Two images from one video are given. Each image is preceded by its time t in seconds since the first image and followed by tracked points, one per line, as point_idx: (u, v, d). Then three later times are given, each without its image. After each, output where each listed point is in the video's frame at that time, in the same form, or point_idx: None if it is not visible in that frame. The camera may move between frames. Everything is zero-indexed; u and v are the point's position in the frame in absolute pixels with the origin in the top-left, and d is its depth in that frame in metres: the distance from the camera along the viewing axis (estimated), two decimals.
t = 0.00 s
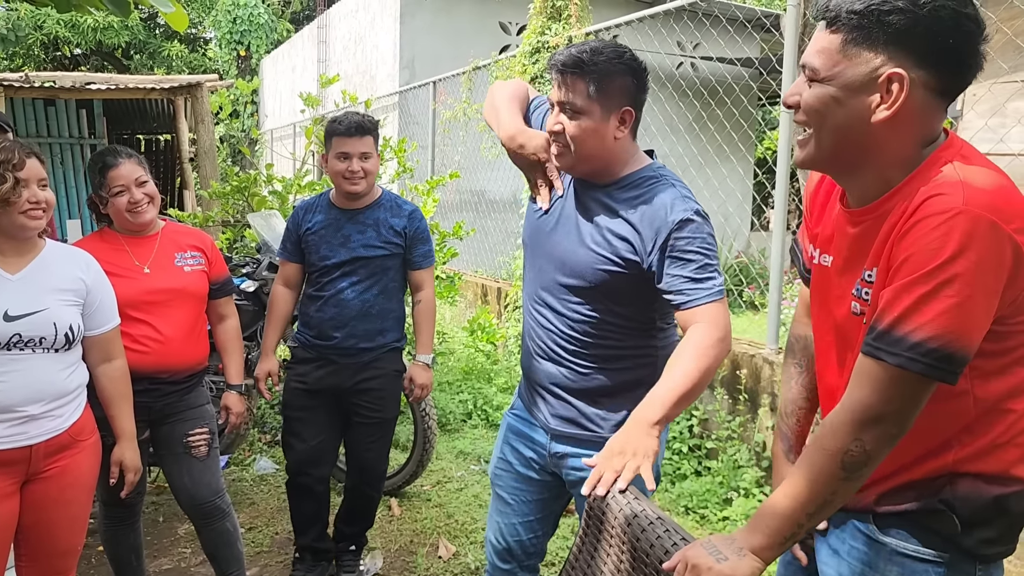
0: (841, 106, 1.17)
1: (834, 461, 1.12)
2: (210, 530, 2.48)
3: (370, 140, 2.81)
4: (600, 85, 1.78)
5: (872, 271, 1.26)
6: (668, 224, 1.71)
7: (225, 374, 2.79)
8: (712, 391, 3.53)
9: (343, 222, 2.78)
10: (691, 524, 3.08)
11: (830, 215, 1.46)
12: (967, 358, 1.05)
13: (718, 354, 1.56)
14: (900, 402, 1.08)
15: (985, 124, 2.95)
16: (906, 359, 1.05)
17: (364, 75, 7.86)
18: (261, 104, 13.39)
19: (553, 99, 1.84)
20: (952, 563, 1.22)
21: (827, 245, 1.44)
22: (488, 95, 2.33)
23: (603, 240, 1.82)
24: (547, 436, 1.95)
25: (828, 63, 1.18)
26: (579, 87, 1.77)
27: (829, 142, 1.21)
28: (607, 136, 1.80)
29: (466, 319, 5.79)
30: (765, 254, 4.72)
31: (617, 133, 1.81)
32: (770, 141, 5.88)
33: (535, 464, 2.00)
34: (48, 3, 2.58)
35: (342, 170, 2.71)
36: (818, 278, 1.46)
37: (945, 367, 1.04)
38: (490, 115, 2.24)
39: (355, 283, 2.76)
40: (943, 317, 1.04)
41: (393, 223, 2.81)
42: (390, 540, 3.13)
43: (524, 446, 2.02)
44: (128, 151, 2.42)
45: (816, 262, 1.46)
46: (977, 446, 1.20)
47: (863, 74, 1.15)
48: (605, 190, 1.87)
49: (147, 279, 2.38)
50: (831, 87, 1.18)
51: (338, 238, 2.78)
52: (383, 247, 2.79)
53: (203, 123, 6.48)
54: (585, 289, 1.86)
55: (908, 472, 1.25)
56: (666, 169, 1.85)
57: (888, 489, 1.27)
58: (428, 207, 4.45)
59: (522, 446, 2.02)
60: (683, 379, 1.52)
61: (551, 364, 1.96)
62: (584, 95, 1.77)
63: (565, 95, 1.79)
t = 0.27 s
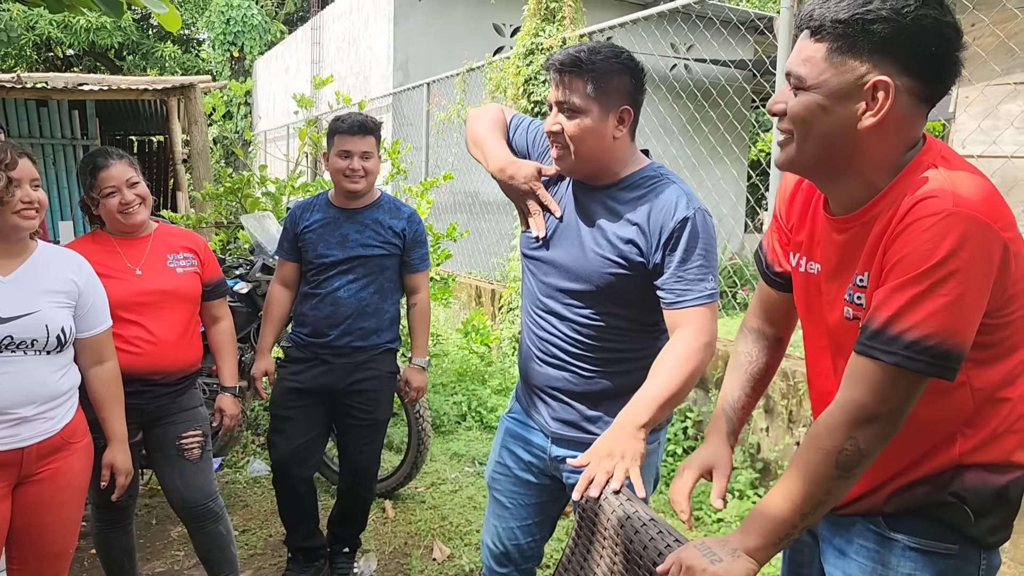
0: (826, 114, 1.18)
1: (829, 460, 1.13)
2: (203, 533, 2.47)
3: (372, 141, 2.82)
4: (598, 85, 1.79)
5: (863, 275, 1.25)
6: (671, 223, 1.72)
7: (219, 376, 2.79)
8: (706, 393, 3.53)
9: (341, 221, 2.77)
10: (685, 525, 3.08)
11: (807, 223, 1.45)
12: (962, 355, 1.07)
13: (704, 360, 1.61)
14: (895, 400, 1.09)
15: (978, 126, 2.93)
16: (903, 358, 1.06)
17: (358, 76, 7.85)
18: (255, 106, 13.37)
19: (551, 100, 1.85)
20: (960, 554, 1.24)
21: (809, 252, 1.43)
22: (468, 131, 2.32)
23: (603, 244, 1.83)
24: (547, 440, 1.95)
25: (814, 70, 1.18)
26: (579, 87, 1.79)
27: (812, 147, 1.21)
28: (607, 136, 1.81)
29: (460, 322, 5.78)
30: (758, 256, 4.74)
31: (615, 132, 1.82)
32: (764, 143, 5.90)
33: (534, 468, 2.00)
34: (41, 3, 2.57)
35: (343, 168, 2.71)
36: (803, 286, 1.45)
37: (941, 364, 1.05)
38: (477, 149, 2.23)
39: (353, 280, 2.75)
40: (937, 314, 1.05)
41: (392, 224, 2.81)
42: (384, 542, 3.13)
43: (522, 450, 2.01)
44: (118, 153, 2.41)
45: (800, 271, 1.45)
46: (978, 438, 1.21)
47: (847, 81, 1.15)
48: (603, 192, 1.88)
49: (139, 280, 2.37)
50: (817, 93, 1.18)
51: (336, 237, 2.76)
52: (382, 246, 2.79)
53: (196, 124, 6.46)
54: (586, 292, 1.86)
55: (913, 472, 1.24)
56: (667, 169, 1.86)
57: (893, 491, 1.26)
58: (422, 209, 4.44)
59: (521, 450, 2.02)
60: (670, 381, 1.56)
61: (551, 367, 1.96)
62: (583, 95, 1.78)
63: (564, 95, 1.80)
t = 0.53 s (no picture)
0: (792, 137, 1.18)
1: (814, 445, 1.14)
2: (198, 532, 2.46)
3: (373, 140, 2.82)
4: (583, 84, 1.81)
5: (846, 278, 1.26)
6: (668, 213, 1.75)
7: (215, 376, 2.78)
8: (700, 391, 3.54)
9: (338, 216, 2.79)
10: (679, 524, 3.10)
11: (773, 238, 1.45)
12: (941, 335, 1.08)
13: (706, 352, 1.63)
14: (879, 382, 1.10)
15: (971, 126, 2.94)
16: (881, 340, 1.08)
17: (353, 76, 7.85)
18: (250, 106, 13.35)
19: (538, 102, 1.87)
20: (985, 536, 1.27)
21: (783, 266, 1.42)
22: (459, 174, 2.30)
23: (602, 242, 1.84)
24: (547, 439, 1.96)
25: (774, 97, 1.18)
26: (565, 86, 1.81)
27: (783, 169, 1.22)
28: (595, 134, 1.82)
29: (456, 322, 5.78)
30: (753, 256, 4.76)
31: (603, 129, 1.84)
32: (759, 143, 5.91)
33: (535, 469, 2.00)
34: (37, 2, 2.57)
35: (342, 164, 2.72)
36: (783, 299, 1.44)
37: (919, 343, 1.07)
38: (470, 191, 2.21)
39: (345, 275, 2.76)
40: (915, 296, 1.07)
41: (389, 223, 2.82)
42: (379, 542, 3.13)
43: (521, 451, 2.02)
44: (116, 151, 2.41)
45: (783, 288, 1.42)
46: (987, 419, 1.25)
47: (811, 103, 1.16)
48: (595, 190, 1.90)
49: (136, 279, 2.37)
50: (782, 119, 1.18)
51: (332, 233, 2.77)
52: (376, 243, 2.80)
53: (191, 124, 6.45)
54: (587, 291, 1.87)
55: (931, 461, 1.26)
56: (660, 165, 1.89)
57: (915, 482, 1.28)
58: (418, 209, 4.45)
59: (521, 451, 2.02)
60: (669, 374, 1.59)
61: (552, 369, 1.96)
62: (568, 94, 1.81)
63: (550, 96, 1.83)
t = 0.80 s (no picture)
0: (777, 163, 1.20)
1: (807, 438, 1.15)
2: (198, 529, 2.47)
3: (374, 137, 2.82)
4: (575, 78, 1.83)
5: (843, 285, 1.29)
6: (663, 201, 1.77)
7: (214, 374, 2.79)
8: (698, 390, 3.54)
9: (336, 214, 2.79)
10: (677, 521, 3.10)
11: (766, 255, 1.48)
12: (932, 329, 1.10)
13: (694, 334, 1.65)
14: (871, 376, 1.12)
15: (968, 126, 2.94)
16: (873, 334, 1.10)
17: (352, 75, 7.85)
18: (249, 105, 13.34)
19: (529, 100, 1.89)
20: (1011, 519, 1.31)
21: (779, 283, 1.45)
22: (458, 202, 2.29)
23: (599, 235, 1.85)
24: (544, 438, 1.96)
25: (755, 128, 1.19)
26: (557, 79, 1.83)
27: (770, 196, 1.23)
28: (587, 126, 1.84)
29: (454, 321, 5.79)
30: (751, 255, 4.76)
31: (596, 121, 1.85)
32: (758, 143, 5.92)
33: (532, 468, 2.00)
34: None
35: (341, 160, 2.73)
36: (779, 312, 1.47)
37: (912, 337, 1.09)
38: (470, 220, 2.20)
39: (342, 272, 2.75)
40: (908, 293, 1.09)
41: (386, 221, 2.81)
42: (377, 540, 3.13)
43: (518, 449, 2.02)
44: (117, 149, 2.41)
45: (782, 303, 1.45)
46: (999, 404, 1.27)
47: (791, 130, 1.18)
48: (589, 187, 1.92)
49: (137, 277, 2.37)
50: (764, 148, 1.19)
51: (329, 230, 2.78)
52: (372, 241, 2.79)
53: (190, 123, 6.45)
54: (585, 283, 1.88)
55: (948, 451, 1.29)
56: (654, 159, 1.91)
57: (943, 474, 1.30)
58: (417, 208, 4.45)
59: (519, 450, 2.02)
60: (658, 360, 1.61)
61: (550, 366, 1.96)
62: (559, 88, 1.83)
63: (543, 91, 1.85)
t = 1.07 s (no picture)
0: (823, 168, 1.19)
1: (815, 436, 1.15)
2: (204, 525, 2.47)
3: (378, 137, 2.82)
4: (562, 77, 1.84)
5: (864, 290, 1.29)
6: (655, 197, 1.76)
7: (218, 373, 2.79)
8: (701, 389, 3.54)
9: (339, 212, 2.80)
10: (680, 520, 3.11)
11: (791, 259, 1.47)
12: (949, 334, 1.09)
13: (677, 328, 1.62)
14: (883, 379, 1.10)
15: (972, 125, 2.93)
16: (887, 337, 1.09)
17: (355, 75, 7.86)
18: (253, 104, 13.37)
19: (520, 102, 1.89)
20: None
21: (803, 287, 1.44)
22: (457, 204, 2.29)
23: (594, 233, 1.84)
24: (547, 438, 1.96)
25: (797, 133, 1.19)
26: (544, 79, 1.84)
27: (811, 203, 1.23)
28: (578, 123, 1.84)
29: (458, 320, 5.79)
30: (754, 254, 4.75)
31: (587, 118, 1.85)
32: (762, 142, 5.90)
33: (535, 468, 2.00)
34: None
35: (342, 159, 2.74)
36: (804, 318, 1.46)
37: (926, 341, 1.08)
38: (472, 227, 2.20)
39: (343, 271, 2.75)
40: (929, 296, 1.08)
41: (388, 219, 2.79)
42: (380, 539, 3.13)
43: (522, 449, 2.02)
44: (123, 147, 2.41)
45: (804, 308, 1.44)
46: None
47: (837, 134, 1.18)
48: (584, 185, 1.92)
49: (143, 275, 2.37)
50: (812, 152, 1.19)
51: (332, 228, 2.79)
52: (373, 239, 2.77)
53: (194, 122, 6.46)
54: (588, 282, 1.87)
55: (990, 454, 1.30)
56: (648, 154, 1.90)
57: (992, 478, 1.30)
58: (420, 207, 4.45)
59: (522, 450, 2.02)
60: (633, 338, 1.57)
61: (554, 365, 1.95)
62: (547, 88, 1.84)
63: (532, 92, 1.86)
